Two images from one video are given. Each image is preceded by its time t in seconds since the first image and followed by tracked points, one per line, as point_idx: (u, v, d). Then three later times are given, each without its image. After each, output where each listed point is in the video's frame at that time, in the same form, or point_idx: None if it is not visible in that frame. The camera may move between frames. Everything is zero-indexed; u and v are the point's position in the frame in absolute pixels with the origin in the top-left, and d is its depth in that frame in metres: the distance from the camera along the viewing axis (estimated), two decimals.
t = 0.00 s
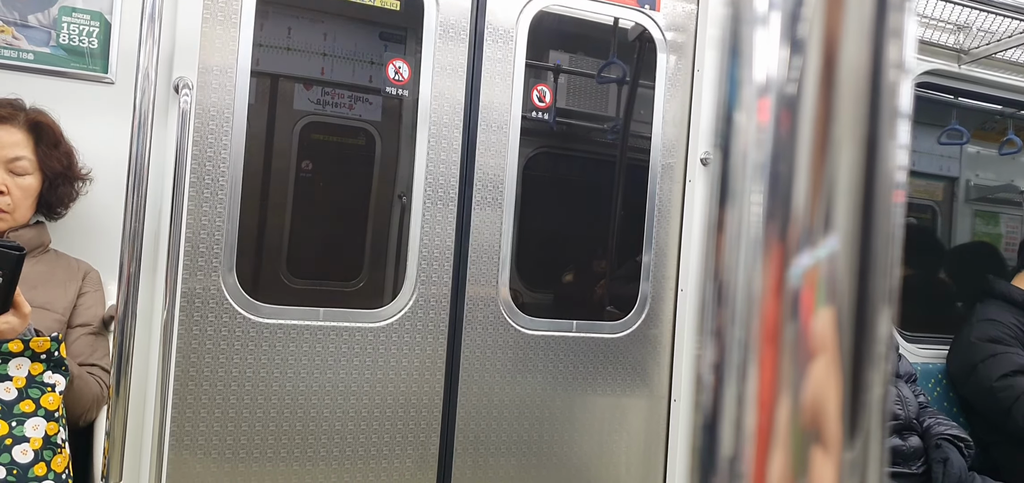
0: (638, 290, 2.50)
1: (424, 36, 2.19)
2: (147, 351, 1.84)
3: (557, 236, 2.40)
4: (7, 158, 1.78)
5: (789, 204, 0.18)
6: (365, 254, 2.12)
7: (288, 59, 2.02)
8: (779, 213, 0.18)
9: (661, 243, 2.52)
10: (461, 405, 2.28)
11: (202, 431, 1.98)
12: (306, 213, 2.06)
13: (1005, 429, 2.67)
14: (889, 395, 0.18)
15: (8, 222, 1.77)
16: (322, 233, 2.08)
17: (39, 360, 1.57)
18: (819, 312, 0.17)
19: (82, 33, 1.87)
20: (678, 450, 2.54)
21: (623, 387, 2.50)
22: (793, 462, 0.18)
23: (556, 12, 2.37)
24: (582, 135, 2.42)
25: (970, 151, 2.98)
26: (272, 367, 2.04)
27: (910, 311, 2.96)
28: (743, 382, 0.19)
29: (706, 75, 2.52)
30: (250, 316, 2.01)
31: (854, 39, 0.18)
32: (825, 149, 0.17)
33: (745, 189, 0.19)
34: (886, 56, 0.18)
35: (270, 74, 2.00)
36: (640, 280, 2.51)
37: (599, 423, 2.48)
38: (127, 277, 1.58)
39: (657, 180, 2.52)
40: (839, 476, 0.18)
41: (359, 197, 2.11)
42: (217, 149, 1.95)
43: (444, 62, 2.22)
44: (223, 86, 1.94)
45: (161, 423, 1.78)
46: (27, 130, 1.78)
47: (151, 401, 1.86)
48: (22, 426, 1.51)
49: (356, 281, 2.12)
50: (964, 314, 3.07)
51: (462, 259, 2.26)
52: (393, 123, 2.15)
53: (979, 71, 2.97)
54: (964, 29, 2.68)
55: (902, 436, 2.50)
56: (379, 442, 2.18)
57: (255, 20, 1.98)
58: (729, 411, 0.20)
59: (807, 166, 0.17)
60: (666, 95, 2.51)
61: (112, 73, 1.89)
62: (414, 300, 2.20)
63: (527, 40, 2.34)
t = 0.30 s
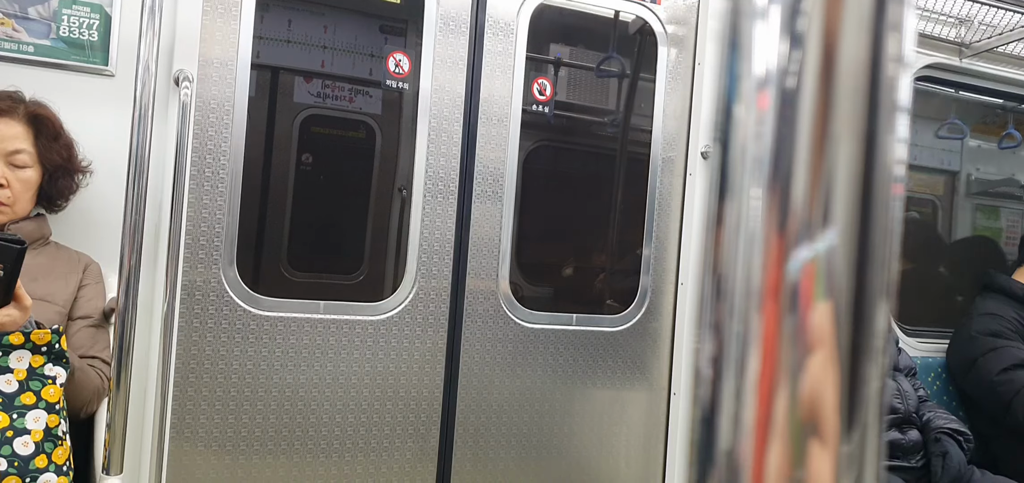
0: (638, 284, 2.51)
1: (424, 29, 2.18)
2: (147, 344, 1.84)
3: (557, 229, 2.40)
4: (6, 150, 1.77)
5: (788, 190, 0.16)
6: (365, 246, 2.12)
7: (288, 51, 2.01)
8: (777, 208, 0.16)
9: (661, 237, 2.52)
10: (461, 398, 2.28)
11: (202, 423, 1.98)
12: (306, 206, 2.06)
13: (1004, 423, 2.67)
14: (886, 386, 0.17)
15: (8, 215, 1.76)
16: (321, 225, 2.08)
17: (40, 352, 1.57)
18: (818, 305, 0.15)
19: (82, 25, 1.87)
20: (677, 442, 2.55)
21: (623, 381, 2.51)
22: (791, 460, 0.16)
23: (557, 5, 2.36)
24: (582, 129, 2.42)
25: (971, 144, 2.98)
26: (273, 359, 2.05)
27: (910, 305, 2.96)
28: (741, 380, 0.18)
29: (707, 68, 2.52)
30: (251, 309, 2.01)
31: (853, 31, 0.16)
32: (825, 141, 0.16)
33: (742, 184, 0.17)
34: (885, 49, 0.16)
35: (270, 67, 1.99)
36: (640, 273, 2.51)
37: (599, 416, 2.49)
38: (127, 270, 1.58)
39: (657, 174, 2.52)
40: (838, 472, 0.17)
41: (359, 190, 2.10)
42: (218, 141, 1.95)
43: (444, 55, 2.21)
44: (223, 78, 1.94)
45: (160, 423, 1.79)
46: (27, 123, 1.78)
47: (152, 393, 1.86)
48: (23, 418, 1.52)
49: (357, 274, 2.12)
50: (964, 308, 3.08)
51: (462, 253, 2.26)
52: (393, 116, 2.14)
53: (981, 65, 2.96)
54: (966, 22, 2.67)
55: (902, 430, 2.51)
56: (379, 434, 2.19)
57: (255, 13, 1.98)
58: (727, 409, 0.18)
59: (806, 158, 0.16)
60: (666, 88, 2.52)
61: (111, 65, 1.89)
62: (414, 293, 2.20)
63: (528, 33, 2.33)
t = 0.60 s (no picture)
0: (638, 281, 2.51)
1: (425, 26, 2.18)
2: (148, 341, 1.85)
3: (557, 226, 2.40)
4: (6, 147, 1.77)
5: (788, 186, 0.16)
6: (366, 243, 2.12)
7: (288, 48, 2.01)
8: (776, 205, 0.16)
9: (661, 234, 2.52)
10: (462, 394, 2.29)
11: (203, 420, 1.99)
12: (306, 203, 2.06)
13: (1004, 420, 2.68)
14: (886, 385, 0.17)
15: (8, 211, 1.76)
16: (322, 222, 2.08)
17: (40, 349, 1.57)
18: (819, 301, 0.15)
19: (82, 22, 1.88)
20: (678, 439, 2.56)
21: (623, 378, 2.51)
22: (788, 456, 0.16)
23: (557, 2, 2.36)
24: (583, 126, 2.41)
25: (972, 142, 2.98)
26: (273, 356, 2.05)
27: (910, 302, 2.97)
28: (739, 378, 0.17)
29: (707, 65, 2.52)
30: (251, 305, 2.01)
31: (852, 31, 0.16)
32: (824, 138, 0.15)
33: (743, 181, 0.17)
34: (885, 46, 0.16)
35: (270, 64, 1.99)
36: (640, 270, 2.52)
37: (599, 413, 2.49)
38: (128, 267, 1.58)
39: (658, 170, 2.52)
40: (838, 469, 0.16)
41: (360, 187, 2.10)
42: (218, 138, 1.95)
43: (444, 52, 2.21)
44: (223, 75, 1.94)
45: (161, 422, 1.79)
46: (28, 120, 1.78)
47: (152, 390, 1.86)
48: (23, 415, 1.52)
49: (357, 270, 2.12)
50: (964, 305, 3.08)
51: (462, 250, 2.26)
52: (394, 113, 2.15)
53: (981, 62, 2.96)
54: (966, 19, 2.67)
55: (902, 427, 2.51)
56: (379, 431, 2.19)
57: (255, 10, 1.97)
58: (727, 403, 0.18)
59: (806, 154, 0.16)
60: (667, 85, 2.51)
61: (112, 62, 1.89)
62: (414, 291, 2.20)
63: (528, 29, 2.33)
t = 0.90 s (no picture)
0: (638, 278, 2.51)
1: (425, 22, 2.18)
2: (148, 337, 1.85)
3: (557, 223, 2.40)
4: (6, 142, 1.77)
5: (790, 182, 0.15)
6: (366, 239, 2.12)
7: (288, 44, 2.01)
8: (776, 202, 0.16)
9: (661, 231, 2.53)
10: (462, 391, 2.29)
11: (203, 416, 1.99)
12: (306, 199, 2.06)
13: (1004, 416, 2.68)
14: (888, 381, 0.17)
15: (8, 207, 1.76)
16: (322, 218, 2.08)
17: (40, 345, 1.58)
18: (821, 297, 0.15)
19: (82, 18, 1.88)
20: (678, 435, 2.56)
21: (624, 374, 2.51)
22: (790, 451, 0.16)
23: None
24: (583, 122, 2.41)
25: (972, 138, 2.98)
26: (273, 352, 2.05)
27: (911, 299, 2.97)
28: (740, 376, 0.17)
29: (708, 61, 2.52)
30: (251, 301, 2.01)
31: (854, 25, 0.15)
32: (825, 134, 0.15)
33: (743, 177, 0.17)
34: (887, 43, 0.16)
35: (271, 60, 1.99)
36: (640, 267, 2.52)
37: (600, 409, 2.49)
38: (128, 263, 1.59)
39: (659, 166, 2.52)
40: (839, 466, 0.16)
41: (360, 183, 2.10)
42: (218, 134, 1.95)
43: (445, 48, 2.21)
44: (223, 71, 1.94)
45: (161, 419, 1.79)
46: (27, 115, 1.78)
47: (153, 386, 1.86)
48: (23, 411, 1.52)
49: (357, 267, 2.12)
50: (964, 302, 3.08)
51: (463, 246, 2.26)
52: (394, 109, 2.14)
53: (982, 59, 2.96)
54: (967, 16, 2.67)
55: (902, 423, 2.51)
56: (379, 427, 2.19)
57: (256, 6, 1.97)
58: (728, 401, 0.17)
59: (807, 150, 0.15)
60: (668, 82, 2.51)
61: (111, 58, 1.89)
62: (414, 287, 2.20)
63: (528, 26, 2.33)
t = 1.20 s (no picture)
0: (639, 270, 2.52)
1: (427, 13, 2.17)
2: (150, 329, 1.86)
3: (559, 215, 2.40)
4: (7, 133, 1.76)
5: (790, 179, 0.15)
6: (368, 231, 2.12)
7: (290, 35, 2.00)
8: (778, 194, 0.16)
9: (663, 224, 2.53)
10: (462, 383, 2.30)
11: (205, 407, 2.00)
12: (307, 190, 2.06)
13: (1004, 409, 2.68)
14: (888, 373, 0.17)
15: (9, 198, 1.76)
16: (324, 209, 2.08)
17: (42, 336, 1.58)
18: (821, 291, 0.15)
19: (83, 9, 1.88)
20: (679, 427, 2.57)
21: (624, 366, 2.52)
22: (792, 442, 0.16)
23: None
24: (585, 114, 2.41)
25: (975, 130, 2.97)
26: (274, 343, 2.06)
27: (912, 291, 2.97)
28: (741, 366, 0.17)
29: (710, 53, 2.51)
30: (252, 293, 2.02)
31: (856, 17, 0.15)
32: (827, 126, 0.15)
33: (744, 170, 0.17)
34: (889, 35, 0.16)
35: (272, 52, 1.99)
36: (640, 260, 2.52)
37: (600, 401, 2.50)
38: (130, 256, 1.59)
39: (660, 158, 2.52)
40: (838, 456, 0.16)
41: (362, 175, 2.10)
42: (219, 126, 1.95)
43: (446, 40, 2.20)
44: (225, 62, 1.93)
45: (162, 416, 1.80)
46: (28, 106, 1.77)
47: (155, 378, 1.87)
48: (25, 401, 1.53)
49: (358, 259, 2.12)
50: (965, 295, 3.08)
51: (464, 239, 2.26)
52: (395, 101, 2.14)
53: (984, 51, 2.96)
54: (970, 8, 2.66)
55: (902, 416, 2.52)
56: (380, 418, 2.20)
57: None
58: (729, 392, 0.17)
59: (809, 142, 0.15)
60: (670, 74, 2.51)
61: (113, 49, 1.89)
62: (415, 280, 2.20)
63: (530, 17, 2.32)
